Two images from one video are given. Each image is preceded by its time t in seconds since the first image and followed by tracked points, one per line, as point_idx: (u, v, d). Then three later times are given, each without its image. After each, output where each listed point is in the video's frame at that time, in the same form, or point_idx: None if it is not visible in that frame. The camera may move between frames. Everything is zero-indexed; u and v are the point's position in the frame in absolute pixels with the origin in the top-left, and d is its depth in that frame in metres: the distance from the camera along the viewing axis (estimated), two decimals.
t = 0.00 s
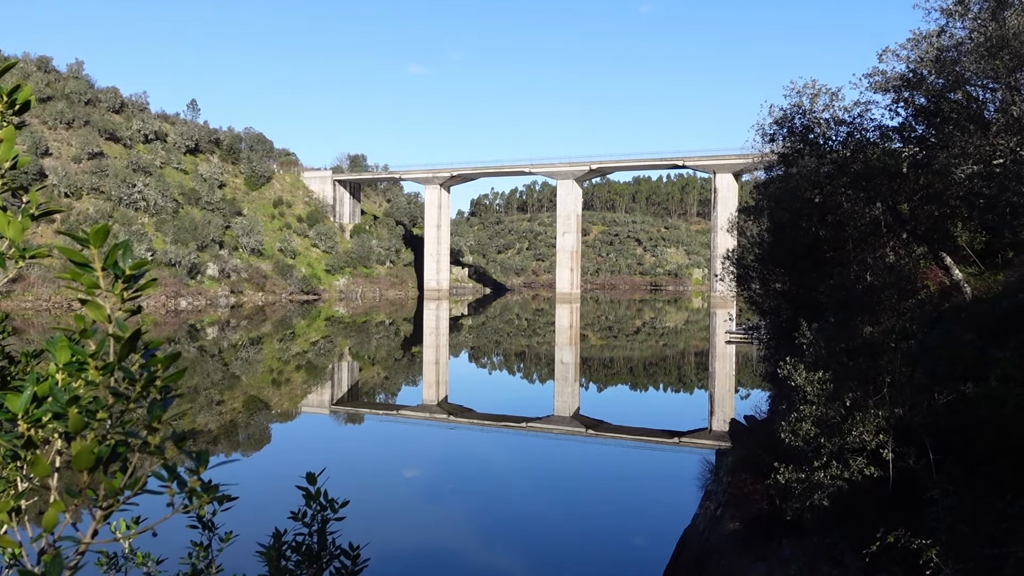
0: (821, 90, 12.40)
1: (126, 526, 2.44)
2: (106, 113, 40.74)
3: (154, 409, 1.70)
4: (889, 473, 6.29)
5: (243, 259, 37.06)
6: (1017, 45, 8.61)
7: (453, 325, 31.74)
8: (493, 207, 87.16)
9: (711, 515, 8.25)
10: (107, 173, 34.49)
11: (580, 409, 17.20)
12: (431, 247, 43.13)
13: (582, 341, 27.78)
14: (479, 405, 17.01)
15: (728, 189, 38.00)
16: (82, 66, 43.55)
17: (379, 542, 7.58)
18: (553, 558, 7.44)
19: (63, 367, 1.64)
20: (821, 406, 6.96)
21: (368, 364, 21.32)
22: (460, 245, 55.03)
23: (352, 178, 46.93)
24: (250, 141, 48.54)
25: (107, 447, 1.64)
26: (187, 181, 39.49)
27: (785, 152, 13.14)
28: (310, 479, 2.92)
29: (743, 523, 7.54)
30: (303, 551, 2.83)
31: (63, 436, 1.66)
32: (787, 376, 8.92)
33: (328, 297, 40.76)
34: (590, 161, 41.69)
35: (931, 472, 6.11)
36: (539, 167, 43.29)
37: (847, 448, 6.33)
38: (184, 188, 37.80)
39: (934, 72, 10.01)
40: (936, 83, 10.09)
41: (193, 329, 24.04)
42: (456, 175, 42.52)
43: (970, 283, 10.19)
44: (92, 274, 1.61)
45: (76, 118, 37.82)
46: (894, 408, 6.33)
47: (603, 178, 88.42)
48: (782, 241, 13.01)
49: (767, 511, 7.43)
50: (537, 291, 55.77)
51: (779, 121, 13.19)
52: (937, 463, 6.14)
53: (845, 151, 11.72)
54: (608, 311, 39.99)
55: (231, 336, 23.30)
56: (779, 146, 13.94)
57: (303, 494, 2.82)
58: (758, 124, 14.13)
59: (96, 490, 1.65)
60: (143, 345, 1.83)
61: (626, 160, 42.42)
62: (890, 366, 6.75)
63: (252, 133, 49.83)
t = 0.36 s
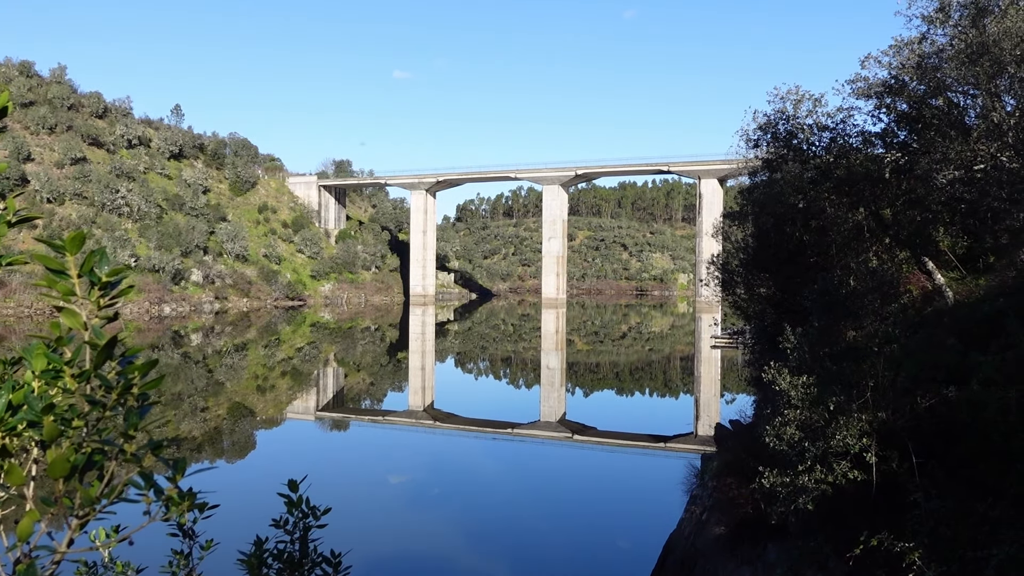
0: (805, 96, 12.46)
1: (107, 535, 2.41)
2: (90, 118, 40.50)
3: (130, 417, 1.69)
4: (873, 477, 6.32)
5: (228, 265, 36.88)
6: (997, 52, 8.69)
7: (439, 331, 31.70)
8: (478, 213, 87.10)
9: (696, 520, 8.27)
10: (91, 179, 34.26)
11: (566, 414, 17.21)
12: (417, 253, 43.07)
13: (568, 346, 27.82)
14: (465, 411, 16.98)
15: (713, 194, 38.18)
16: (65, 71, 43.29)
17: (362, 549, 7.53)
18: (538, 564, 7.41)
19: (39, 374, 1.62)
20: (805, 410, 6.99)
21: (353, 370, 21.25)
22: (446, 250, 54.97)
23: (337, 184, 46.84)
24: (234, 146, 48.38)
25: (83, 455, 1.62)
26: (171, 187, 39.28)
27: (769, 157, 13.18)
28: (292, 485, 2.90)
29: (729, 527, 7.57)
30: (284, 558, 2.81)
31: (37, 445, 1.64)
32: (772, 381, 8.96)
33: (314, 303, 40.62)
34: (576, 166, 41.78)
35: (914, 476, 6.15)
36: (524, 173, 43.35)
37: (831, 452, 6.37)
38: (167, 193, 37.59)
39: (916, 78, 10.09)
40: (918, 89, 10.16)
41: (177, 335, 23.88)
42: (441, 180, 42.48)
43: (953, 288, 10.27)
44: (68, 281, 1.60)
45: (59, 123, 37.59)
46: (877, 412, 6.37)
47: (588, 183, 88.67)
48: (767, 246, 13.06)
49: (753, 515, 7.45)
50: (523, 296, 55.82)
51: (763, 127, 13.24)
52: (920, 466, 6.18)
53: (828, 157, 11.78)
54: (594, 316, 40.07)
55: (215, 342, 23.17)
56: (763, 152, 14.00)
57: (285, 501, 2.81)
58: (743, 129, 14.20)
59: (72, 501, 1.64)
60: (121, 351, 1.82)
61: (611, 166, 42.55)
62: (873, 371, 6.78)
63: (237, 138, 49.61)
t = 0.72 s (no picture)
0: (785, 102, 12.53)
1: (81, 543, 2.38)
2: (69, 122, 40.18)
3: (101, 427, 1.68)
4: (853, 482, 6.35)
5: (209, 270, 36.65)
6: (974, 60, 8.76)
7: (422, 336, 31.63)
8: (462, 218, 87.11)
9: (678, 525, 8.29)
10: (70, 183, 33.96)
11: (549, 419, 17.21)
12: (399, 258, 42.97)
13: (551, 351, 27.84)
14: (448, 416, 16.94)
15: (695, 200, 38.33)
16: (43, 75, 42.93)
17: (341, 556, 7.48)
18: (524, 571, 7.38)
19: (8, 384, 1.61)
20: (786, 415, 7.01)
21: (335, 376, 21.16)
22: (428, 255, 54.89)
23: (319, 189, 46.70)
24: (215, 151, 48.14)
25: (53, 465, 1.62)
26: (152, 192, 39.01)
27: (750, 163, 13.23)
28: (269, 493, 2.87)
29: (711, 532, 7.58)
30: (262, 567, 2.80)
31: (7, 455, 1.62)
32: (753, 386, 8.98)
33: (295, 309, 40.45)
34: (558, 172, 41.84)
35: (894, 480, 6.19)
36: (507, 178, 43.38)
37: (811, 457, 6.40)
38: (148, 199, 37.33)
39: (894, 85, 10.17)
40: (896, 96, 10.25)
41: (157, 341, 23.70)
42: (424, 186, 42.43)
43: (931, 293, 10.38)
44: (37, 290, 1.58)
45: (38, 127, 37.29)
46: (857, 418, 6.40)
47: (571, 189, 88.93)
48: (748, 251, 13.12)
49: (734, 520, 7.47)
50: (506, 302, 55.84)
51: (744, 133, 13.28)
52: (899, 471, 6.22)
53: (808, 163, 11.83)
54: (577, 321, 40.11)
55: (196, 348, 23.02)
56: (744, 158, 14.05)
57: (262, 510, 2.78)
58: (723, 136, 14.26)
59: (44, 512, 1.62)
60: (92, 360, 1.80)
61: (594, 172, 42.66)
62: (853, 377, 6.81)
63: (219, 143, 49.35)
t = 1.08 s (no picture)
0: (773, 108, 12.59)
1: (66, 550, 2.34)
2: (54, 127, 39.96)
3: (87, 433, 1.67)
4: (840, 486, 6.37)
5: (196, 275, 36.48)
6: (959, 65, 8.82)
7: (411, 341, 31.57)
8: (450, 222, 87.07)
9: (667, 529, 8.31)
10: (56, 188, 33.76)
11: (537, 424, 17.21)
12: (387, 263, 42.87)
13: (539, 356, 27.83)
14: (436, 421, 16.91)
15: (683, 205, 38.43)
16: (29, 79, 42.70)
17: (328, 562, 7.45)
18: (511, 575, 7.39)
19: None
20: (774, 419, 7.03)
21: (323, 381, 21.10)
22: (417, 260, 54.80)
23: (307, 194, 46.61)
24: (202, 156, 47.98)
25: (38, 472, 1.61)
26: (138, 197, 38.83)
27: (738, 168, 13.27)
28: (257, 500, 2.85)
29: (700, 536, 7.62)
30: (247, 573, 2.78)
31: None
32: (741, 390, 9.00)
33: (283, 314, 40.30)
34: (546, 177, 41.87)
35: (882, 484, 6.20)
36: (495, 183, 43.39)
37: (799, 461, 6.41)
38: (134, 203, 37.16)
39: (880, 91, 10.25)
40: (883, 102, 10.33)
41: (144, 346, 23.61)
42: (412, 190, 42.39)
43: (918, 298, 10.45)
44: (22, 294, 1.57)
45: (23, 131, 37.07)
46: (844, 421, 6.42)
47: (559, 195, 89.15)
48: (735, 255, 13.16)
49: (723, 524, 7.49)
50: (494, 307, 55.83)
51: (731, 138, 13.34)
52: (887, 474, 6.23)
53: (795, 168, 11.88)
54: (565, 326, 40.12)
55: (182, 353, 22.92)
56: (732, 163, 14.10)
57: (249, 515, 2.76)
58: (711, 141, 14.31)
59: (31, 519, 1.61)
60: (78, 365, 1.79)
61: (582, 177, 42.71)
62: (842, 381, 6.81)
63: (206, 148, 49.16)
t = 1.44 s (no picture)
0: (774, 111, 12.60)
1: (73, 550, 2.34)
2: (57, 128, 40.00)
3: (100, 429, 1.69)
4: (841, 489, 6.38)
5: (198, 276, 36.49)
6: (960, 68, 8.85)
7: (412, 343, 31.56)
8: (451, 225, 87.07)
9: (667, 532, 8.30)
10: (58, 189, 33.77)
11: (538, 426, 17.21)
12: (388, 265, 42.85)
13: (540, 358, 27.84)
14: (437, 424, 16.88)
15: (684, 208, 38.44)
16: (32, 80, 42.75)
17: (332, 563, 7.45)
18: None
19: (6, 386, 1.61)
20: (775, 422, 7.03)
21: (324, 383, 21.11)
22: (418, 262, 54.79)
23: (308, 196, 46.64)
24: (204, 158, 48.03)
25: (51, 469, 1.62)
26: (141, 198, 38.86)
27: (739, 171, 13.26)
28: (264, 499, 2.85)
29: (701, 538, 7.63)
30: (254, 572, 2.78)
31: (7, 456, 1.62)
32: (742, 393, 8.99)
33: (284, 315, 40.30)
34: (547, 179, 41.90)
35: (883, 487, 6.20)
36: (496, 185, 43.41)
37: (801, 464, 6.42)
38: (137, 205, 37.19)
39: (881, 94, 10.26)
40: (884, 105, 10.33)
41: (146, 348, 23.62)
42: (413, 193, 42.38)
43: (919, 301, 10.45)
44: (37, 292, 1.58)
45: (26, 133, 37.10)
46: (845, 424, 6.42)
47: (560, 197, 89.20)
48: (737, 258, 13.17)
49: (724, 527, 7.50)
50: (495, 309, 55.83)
51: (732, 140, 13.35)
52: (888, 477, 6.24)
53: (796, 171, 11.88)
54: (566, 328, 40.12)
55: (184, 355, 22.92)
56: (733, 166, 14.11)
57: (256, 514, 2.76)
58: (713, 143, 14.31)
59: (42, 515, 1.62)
60: (89, 364, 1.80)
61: (583, 179, 42.73)
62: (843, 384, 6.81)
63: (208, 150, 49.21)
